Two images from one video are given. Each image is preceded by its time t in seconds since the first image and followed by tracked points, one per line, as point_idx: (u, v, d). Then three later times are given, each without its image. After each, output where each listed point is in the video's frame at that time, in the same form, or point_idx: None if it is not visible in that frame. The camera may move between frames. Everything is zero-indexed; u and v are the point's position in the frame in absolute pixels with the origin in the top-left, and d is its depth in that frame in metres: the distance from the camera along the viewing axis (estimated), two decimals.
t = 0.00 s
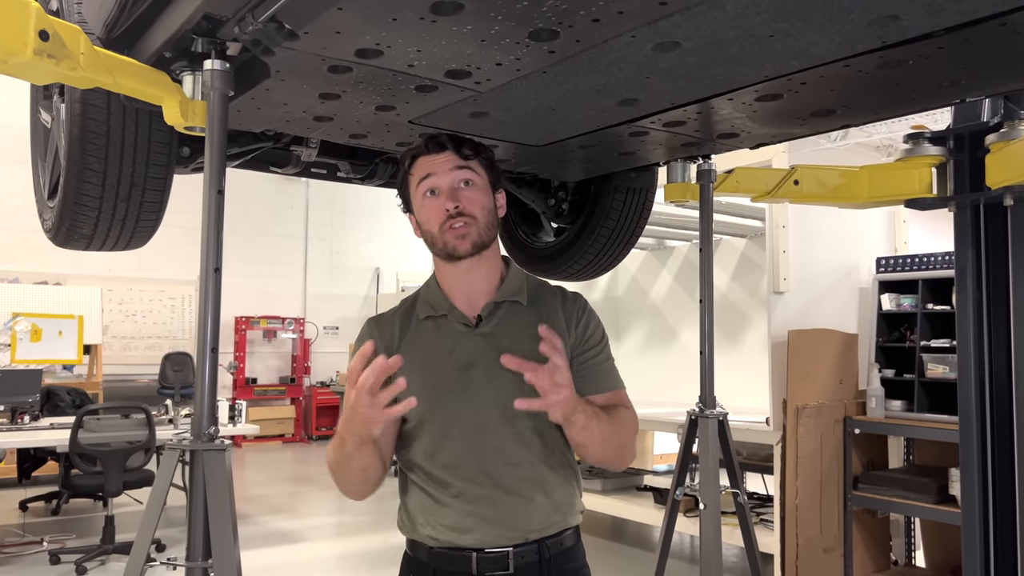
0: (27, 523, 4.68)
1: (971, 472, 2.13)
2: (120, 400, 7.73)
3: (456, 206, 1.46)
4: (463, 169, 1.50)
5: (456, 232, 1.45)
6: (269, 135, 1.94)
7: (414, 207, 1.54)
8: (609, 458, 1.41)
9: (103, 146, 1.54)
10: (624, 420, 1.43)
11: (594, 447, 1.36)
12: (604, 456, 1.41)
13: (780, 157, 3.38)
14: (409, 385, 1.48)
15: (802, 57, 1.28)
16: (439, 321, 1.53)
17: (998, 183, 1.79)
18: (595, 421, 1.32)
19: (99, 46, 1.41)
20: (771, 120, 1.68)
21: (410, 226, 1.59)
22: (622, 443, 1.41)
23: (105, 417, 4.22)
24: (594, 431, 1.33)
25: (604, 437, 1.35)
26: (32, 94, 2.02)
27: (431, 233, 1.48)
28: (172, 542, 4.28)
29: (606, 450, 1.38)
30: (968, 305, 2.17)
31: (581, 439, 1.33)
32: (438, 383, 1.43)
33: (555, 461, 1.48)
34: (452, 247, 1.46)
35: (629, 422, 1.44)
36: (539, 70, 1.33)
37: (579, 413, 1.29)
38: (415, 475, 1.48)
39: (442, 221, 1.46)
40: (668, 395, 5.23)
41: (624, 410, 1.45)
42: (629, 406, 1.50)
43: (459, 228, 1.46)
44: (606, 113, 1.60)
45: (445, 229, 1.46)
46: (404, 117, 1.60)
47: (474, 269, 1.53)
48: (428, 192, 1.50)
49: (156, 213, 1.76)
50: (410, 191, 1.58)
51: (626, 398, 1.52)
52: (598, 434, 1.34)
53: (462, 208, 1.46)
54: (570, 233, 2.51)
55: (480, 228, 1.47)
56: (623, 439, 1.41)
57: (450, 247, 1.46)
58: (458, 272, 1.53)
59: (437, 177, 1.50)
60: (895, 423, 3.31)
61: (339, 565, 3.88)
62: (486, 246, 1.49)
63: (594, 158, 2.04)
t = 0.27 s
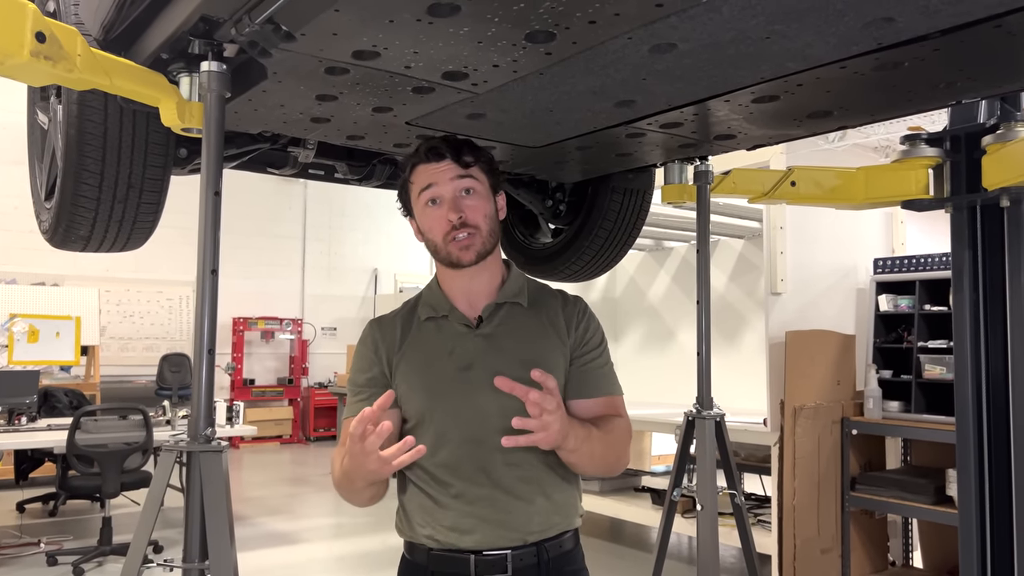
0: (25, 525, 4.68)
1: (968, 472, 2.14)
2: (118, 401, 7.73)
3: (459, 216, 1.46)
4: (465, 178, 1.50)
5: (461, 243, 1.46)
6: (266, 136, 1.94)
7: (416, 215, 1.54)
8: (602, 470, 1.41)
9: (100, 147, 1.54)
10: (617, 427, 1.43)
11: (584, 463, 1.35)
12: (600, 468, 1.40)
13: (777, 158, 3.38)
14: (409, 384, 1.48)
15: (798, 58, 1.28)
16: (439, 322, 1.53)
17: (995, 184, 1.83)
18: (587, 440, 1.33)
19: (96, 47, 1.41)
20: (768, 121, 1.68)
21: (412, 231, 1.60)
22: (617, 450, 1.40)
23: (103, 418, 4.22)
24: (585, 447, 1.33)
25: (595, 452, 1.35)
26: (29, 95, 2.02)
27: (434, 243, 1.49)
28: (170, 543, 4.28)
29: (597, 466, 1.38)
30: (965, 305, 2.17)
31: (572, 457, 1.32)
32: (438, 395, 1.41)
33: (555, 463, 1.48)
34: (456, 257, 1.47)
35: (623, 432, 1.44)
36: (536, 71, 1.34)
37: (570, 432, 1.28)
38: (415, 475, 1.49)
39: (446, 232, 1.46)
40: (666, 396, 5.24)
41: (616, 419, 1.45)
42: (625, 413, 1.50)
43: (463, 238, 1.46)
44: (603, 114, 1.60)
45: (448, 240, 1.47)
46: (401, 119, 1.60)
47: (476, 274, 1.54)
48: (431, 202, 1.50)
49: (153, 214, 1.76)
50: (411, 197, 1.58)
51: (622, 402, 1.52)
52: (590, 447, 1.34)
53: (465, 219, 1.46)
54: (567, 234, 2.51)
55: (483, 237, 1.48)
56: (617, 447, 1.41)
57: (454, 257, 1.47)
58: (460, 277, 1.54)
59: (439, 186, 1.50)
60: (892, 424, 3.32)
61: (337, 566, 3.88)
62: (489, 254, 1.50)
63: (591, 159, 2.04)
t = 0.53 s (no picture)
0: (23, 525, 4.67)
1: (965, 473, 2.15)
2: (116, 402, 7.72)
3: (459, 205, 1.46)
4: (466, 170, 1.51)
5: (461, 233, 1.45)
6: (264, 137, 1.95)
7: (418, 210, 1.55)
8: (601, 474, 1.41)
9: (98, 148, 1.54)
10: (616, 431, 1.43)
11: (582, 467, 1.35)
12: (600, 471, 1.40)
13: (775, 159, 3.39)
14: (409, 384, 1.49)
15: (795, 60, 1.29)
16: (440, 321, 1.53)
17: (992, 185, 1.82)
18: (587, 443, 1.33)
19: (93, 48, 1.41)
20: (765, 123, 1.69)
21: (415, 231, 1.60)
22: (615, 453, 1.40)
23: (101, 419, 4.21)
24: (585, 452, 1.33)
25: (594, 456, 1.35)
26: (27, 97, 2.02)
27: (435, 235, 1.48)
28: (168, 544, 4.28)
29: (595, 470, 1.38)
30: (962, 307, 2.18)
31: (571, 461, 1.32)
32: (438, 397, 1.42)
33: (554, 465, 1.48)
34: (457, 248, 1.46)
35: (623, 436, 1.44)
36: (533, 73, 1.34)
37: (569, 436, 1.28)
38: (413, 475, 1.49)
39: (447, 222, 1.46)
40: (664, 397, 5.24)
41: (615, 423, 1.45)
42: (625, 417, 1.50)
43: (464, 227, 1.46)
44: (601, 115, 1.60)
45: (449, 230, 1.46)
46: (400, 120, 1.61)
47: (477, 272, 1.53)
48: (432, 194, 1.50)
49: (151, 215, 1.76)
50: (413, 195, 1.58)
51: (622, 405, 1.52)
52: (590, 450, 1.34)
53: (465, 207, 1.46)
54: (565, 235, 2.51)
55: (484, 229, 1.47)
56: (615, 452, 1.40)
57: (455, 249, 1.46)
58: (462, 275, 1.54)
59: (440, 177, 1.50)
60: (890, 424, 3.33)
61: (335, 567, 3.89)
62: (490, 247, 1.49)
63: (589, 160, 2.04)
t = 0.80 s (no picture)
0: (21, 526, 4.67)
1: (963, 474, 2.15)
2: (115, 402, 7.72)
3: (460, 210, 1.47)
4: (467, 174, 1.51)
5: (463, 238, 1.46)
6: (264, 138, 1.95)
7: (419, 213, 1.55)
8: (599, 475, 1.41)
9: (97, 148, 1.55)
10: (615, 433, 1.44)
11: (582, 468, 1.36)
12: (599, 473, 1.40)
13: (773, 160, 3.40)
14: (408, 383, 1.49)
15: (793, 61, 1.29)
16: (440, 322, 1.54)
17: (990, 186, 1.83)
18: (585, 445, 1.33)
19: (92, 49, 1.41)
20: (763, 124, 1.69)
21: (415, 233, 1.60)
22: (614, 456, 1.41)
23: (100, 419, 4.21)
24: (583, 453, 1.33)
25: (593, 458, 1.35)
26: (26, 98, 2.02)
27: (436, 238, 1.48)
28: (167, 545, 4.28)
29: (594, 472, 1.38)
30: (960, 308, 2.19)
31: (569, 463, 1.33)
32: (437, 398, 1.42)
33: (552, 467, 1.49)
34: (458, 253, 1.46)
35: (622, 439, 1.44)
36: (532, 74, 1.34)
37: (568, 438, 1.29)
38: (411, 475, 1.49)
39: (448, 227, 1.46)
40: (663, 398, 5.25)
41: (615, 425, 1.45)
42: (624, 419, 1.50)
43: (465, 232, 1.46)
44: (600, 117, 1.61)
45: (450, 235, 1.47)
46: (398, 121, 1.61)
47: (477, 275, 1.54)
48: (433, 198, 1.51)
49: (150, 216, 1.76)
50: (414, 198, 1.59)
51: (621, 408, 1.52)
52: (588, 452, 1.34)
53: (466, 212, 1.47)
54: (564, 236, 2.52)
55: (484, 235, 1.48)
56: (613, 455, 1.41)
57: (456, 253, 1.46)
58: (462, 277, 1.54)
59: (441, 181, 1.51)
60: (888, 425, 3.34)
61: (334, 568, 3.89)
62: (491, 252, 1.49)
63: (588, 161, 2.04)
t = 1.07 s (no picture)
0: (20, 527, 4.67)
1: (961, 474, 2.15)
2: (114, 403, 7.71)
3: (456, 211, 1.47)
4: (462, 175, 1.51)
5: (459, 239, 1.46)
6: (263, 139, 1.95)
7: (415, 214, 1.55)
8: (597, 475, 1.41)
9: (97, 150, 1.55)
10: (613, 432, 1.44)
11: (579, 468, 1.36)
12: (597, 472, 1.40)
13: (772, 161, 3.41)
14: (406, 385, 1.49)
15: (791, 63, 1.29)
16: (437, 322, 1.54)
17: (989, 186, 1.83)
18: (581, 445, 1.33)
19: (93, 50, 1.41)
20: (761, 125, 1.69)
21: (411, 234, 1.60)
22: (611, 455, 1.41)
23: (99, 420, 4.21)
24: (580, 453, 1.33)
25: (590, 458, 1.35)
26: (26, 99, 2.03)
27: (432, 240, 1.49)
28: (166, 546, 4.27)
29: (591, 472, 1.39)
30: (958, 308, 2.19)
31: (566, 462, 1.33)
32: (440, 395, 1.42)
33: (549, 467, 1.49)
34: (455, 255, 1.47)
35: (620, 439, 1.44)
36: (531, 76, 1.35)
37: (564, 439, 1.29)
38: (408, 476, 1.49)
39: (444, 229, 1.47)
40: (662, 399, 5.25)
41: (612, 424, 1.45)
42: (622, 418, 1.51)
43: (461, 233, 1.47)
44: (598, 118, 1.61)
45: (447, 236, 1.47)
46: (397, 122, 1.61)
47: (474, 275, 1.54)
48: (428, 200, 1.51)
49: (150, 217, 1.76)
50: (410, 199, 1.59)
51: (619, 407, 1.52)
52: (585, 452, 1.34)
53: (462, 213, 1.47)
54: (562, 237, 2.52)
55: (481, 236, 1.48)
56: (610, 455, 1.41)
57: (453, 256, 1.47)
58: (459, 279, 1.54)
59: (437, 183, 1.51)
60: (887, 426, 3.34)
61: (333, 569, 3.89)
62: (487, 253, 1.50)
63: (587, 162, 2.05)
